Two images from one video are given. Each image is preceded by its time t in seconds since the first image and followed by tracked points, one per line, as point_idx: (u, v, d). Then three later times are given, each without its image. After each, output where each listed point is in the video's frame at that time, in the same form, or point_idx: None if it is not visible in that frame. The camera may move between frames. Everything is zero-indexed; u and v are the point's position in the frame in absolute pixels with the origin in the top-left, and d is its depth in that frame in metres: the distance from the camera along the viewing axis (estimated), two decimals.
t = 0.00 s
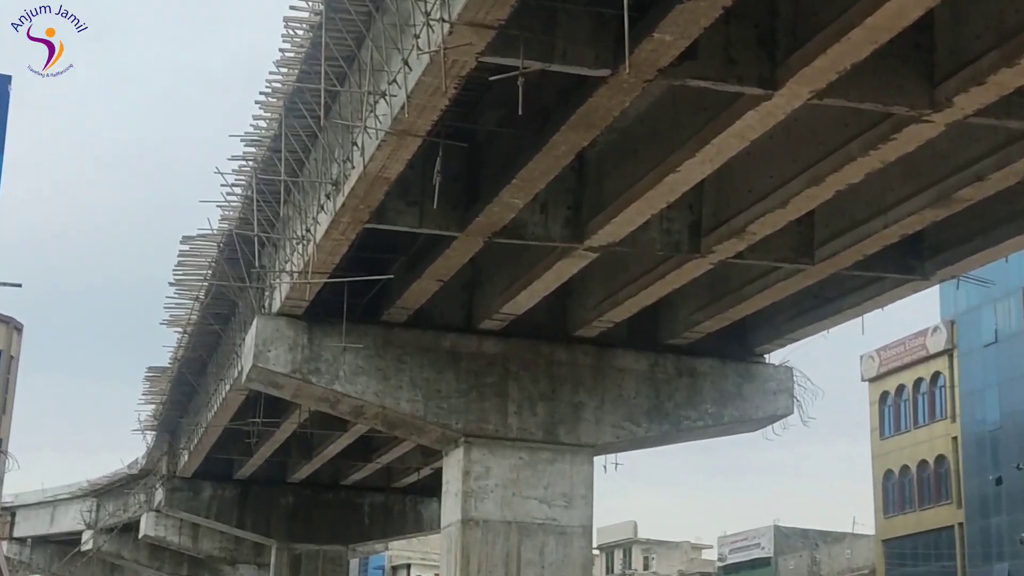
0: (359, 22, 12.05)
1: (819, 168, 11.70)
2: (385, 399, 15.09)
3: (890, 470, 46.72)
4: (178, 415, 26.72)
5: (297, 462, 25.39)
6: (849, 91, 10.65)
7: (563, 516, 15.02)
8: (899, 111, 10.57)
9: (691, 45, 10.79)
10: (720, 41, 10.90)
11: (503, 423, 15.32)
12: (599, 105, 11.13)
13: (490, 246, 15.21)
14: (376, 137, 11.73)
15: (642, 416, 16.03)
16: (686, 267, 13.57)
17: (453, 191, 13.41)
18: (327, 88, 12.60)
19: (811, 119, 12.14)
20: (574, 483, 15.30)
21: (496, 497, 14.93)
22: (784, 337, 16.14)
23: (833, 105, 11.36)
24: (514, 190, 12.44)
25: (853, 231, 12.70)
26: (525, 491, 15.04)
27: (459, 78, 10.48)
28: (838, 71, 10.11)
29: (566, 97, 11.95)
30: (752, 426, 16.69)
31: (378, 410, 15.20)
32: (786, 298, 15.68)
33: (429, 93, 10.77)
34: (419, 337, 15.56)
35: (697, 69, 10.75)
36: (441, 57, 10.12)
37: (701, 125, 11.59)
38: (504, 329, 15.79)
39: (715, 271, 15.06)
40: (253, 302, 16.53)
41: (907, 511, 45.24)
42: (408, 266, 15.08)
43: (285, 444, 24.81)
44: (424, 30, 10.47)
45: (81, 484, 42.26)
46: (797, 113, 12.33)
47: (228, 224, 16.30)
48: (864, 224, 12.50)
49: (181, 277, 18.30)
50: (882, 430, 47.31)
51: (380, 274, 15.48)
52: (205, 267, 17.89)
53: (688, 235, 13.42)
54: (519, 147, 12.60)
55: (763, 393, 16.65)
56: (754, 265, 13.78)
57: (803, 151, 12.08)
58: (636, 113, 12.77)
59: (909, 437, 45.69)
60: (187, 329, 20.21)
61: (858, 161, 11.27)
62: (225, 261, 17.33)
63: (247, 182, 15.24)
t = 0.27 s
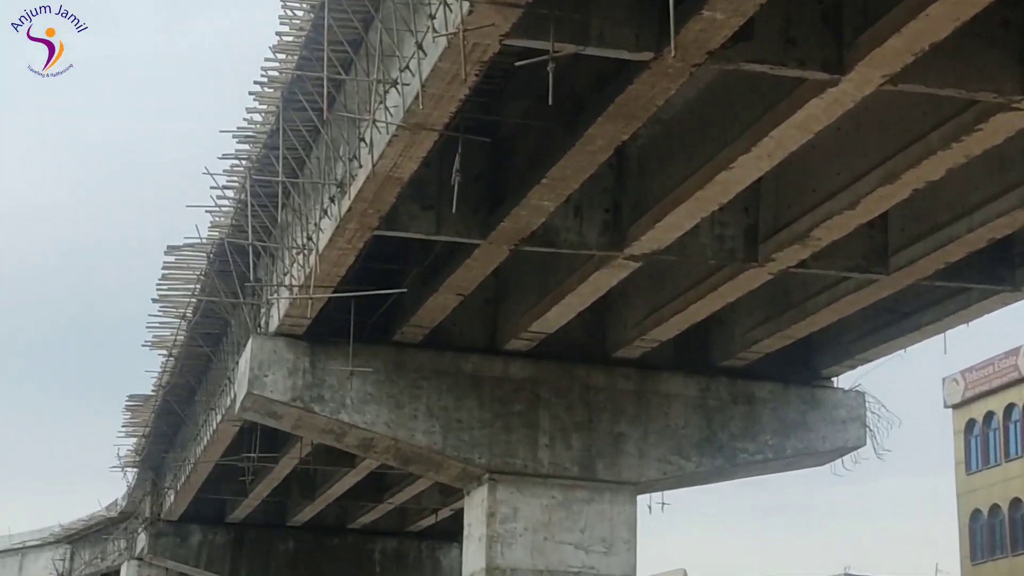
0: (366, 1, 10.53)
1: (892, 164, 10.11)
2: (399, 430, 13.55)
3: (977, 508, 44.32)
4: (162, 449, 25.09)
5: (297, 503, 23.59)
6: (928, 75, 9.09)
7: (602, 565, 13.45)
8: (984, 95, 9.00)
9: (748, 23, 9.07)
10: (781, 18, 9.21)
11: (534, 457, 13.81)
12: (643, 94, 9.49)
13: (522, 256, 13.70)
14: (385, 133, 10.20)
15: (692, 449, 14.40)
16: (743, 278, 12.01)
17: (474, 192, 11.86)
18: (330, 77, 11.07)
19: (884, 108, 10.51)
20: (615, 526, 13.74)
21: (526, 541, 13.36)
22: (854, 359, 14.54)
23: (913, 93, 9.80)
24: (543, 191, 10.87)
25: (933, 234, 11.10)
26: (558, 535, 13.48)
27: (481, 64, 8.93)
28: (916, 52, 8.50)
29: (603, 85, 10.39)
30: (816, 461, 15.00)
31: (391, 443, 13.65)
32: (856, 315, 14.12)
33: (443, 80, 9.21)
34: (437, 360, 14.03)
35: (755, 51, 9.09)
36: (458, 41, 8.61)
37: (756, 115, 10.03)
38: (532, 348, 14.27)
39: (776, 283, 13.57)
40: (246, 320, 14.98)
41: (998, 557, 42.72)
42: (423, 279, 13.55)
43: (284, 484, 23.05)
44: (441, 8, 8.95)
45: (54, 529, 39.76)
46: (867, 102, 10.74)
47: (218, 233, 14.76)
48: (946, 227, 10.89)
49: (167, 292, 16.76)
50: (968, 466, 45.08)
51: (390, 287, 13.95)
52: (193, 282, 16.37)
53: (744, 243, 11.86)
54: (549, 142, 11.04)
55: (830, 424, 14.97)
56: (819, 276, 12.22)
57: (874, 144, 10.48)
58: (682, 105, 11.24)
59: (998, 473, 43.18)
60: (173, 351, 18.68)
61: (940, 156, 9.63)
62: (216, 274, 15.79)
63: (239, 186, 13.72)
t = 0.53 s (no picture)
0: (385, 10, 10.55)
1: (913, 171, 10.07)
2: (420, 438, 13.57)
3: (1001, 514, 43.68)
4: (182, 458, 25.25)
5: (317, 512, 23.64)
6: (948, 82, 9.06)
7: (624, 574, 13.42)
8: (1004, 101, 8.97)
9: (767, 30, 9.04)
10: (801, 25, 9.18)
11: (554, 465, 13.83)
12: (663, 102, 9.47)
13: (541, 264, 13.77)
14: (405, 141, 10.20)
15: (713, 457, 14.40)
16: (764, 285, 12.00)
17: (494, 201, 11.87)
18: (350, 86, 11.08)
19: (905, 113, 10.47)
20: (636, 534, 13.72)
21: (548, 550, 13.38)
22: (876, 366, 14.50)
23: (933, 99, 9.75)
24: (562, 199, 10.86)
25: (954, 241, 11.07)
26: (579, 543, 13.47)
27: (500, 72, 8.93)
28: (935, 58, 8.47)
29: (622, 92, 10.37)
30: (838, 467, 14.95)
31: (412, 451, 13.67)
32: (877, 321, 14.10)
33: (462, 89, 9.20)
34: (457, 368, 14.05)
35: (774, 58, 9.01)
36: (477, 50, 8.60)
37: (775, 123, 10.02)
38: (552, 357, 14.29)
39: (796, 290, 13.57)
40: (267, 328, 15.02)
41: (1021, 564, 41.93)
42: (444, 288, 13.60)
43: (304, 494, 23.14)
44: (460, 17, 8.94)
45: (75, 540, 40.06)
46: (888, 108, 10.70)
47: (239, 242, 14.82)
48: (967, 233, 10.86)
49: (187, 302, 16.84)
50: (990, 472, 44.49)
51: (411, 295, 14.00)
52: (213, 291, 16.43)
53: (765, 250, 11.85)
54: (569, 150, 11.04)
55: (852, 431, 14.92)
56: (840, 282, 12.20)
57: (895, 151, 10.46)
58: (702, 112, 11.23)
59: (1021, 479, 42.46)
60: (194, 360, 18.78)
61: (960, 162, 9.57)
62: (236, 283, 15.85)
63: (259, 195, 13.77)
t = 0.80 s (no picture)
0: (395, 14, 10.55)
1: (924, 174, 10.05)
2: (431, 442, 13.58)
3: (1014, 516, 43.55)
4: (193, 462, 25.31)
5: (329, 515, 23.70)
6: (959, 84, 9.04)
7: None
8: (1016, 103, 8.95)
9: (778, 33, 9.01)
10: (812, 27, 9.14)
11: (565, 468, 13.83)
12: (673, 105, 9.45)
13: (551, 268, 13.77)
14: (415, 145, 10.20)
15: (725, 460, 14.39)
16: (775, 288, 12.00)
17: (505, 205, 11.88)
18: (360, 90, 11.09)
19: (916, 116, 10.45)
20: (647, 537, 13.73)
21: (559, 553, 13.39)
22: (887, 369, 14.49)
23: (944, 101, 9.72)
24: (573, 202, 10.85)
25: (965, 243, 11.05)
26: (590, 547, 13.49)
27: (511, 76, 8.90)
28: (946, 61, 8.45)
29: (632, 95, 10.35)
30: (850, 470, 14.94)
31: (424, 455, 13.68)
32: (888, 324, 14.09)
33: (472, 92, 9.19)
34: (467, 371, 14.05)
35: (784, 61, 8.97)
36: (487, 53, 8.59)
37: (785, 125, 10.00)
38: (563, 360, 14.29)
39: (806, 293, 13.56)
40: (278, 332, 15.05)
41: None
42: (456, 292, 13.60)
43: (315, 497, 23.17)
44: (470, 21, 8.93)
45: (87, 544, 40.25)
46: (898, 110, 10.69)
47: (250, 246, 14.85)
48: (979, 236, 10.83)
49: (198, 306, 16.89)
50: (1003, 475, 44.36)
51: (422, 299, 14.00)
52: (224, 295, 16.47)
53: (776, 254, 11.84)
54: (580, 154, 11.03)
55: (864, 433, 14.90)
56: (851, 285, 12.19)
57: (906, 154, 10.43)
58: (713, 116, 11.22)
59: None
60: (205, 364, 18.81)
61: (971, 163, 9.55)
62: (247, 287, 15.89)
63: (270, 199, 13.79)
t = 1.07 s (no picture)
0: (400, 16, 10.56)
1: (930, 174, 10.03)
2: (436, 443, 13.58)
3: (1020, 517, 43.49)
4: (199, 464, 25.33)
5: (334, 517, 23.72)
6: (965, 84, 9.03)
7: None
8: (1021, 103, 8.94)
9: (783, 34, 9.00)
10: (817, 28, 9.14)
11: (571, 470, 13.83)
12: (678, 106, 9.44)
13: (556, 268, 13.78)
14: (420, 147, 10.19)
15: (730, 461, 14.39)
16: (781, 288, 11.99)
17: (510, 206, 11.87)
18: (366, 91, 11.10)
19: (922, 117, 10.43)
20: (653, 539, 13.74)
21: (564, 554, 13.40)
22: (893, 369, 14.49)
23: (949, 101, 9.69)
24: (578, 203, 10.85)
25: (971, 244, 11.04)
26: (596, 548, 13.50)
27: (516, 77, 8.89)
28: (951, 61, 8.45)
29: (637, 96, 10.35)
30: (856, 471, 14.93)
31: (429, 456, 13.68)
32: (893, 325, 14.08)
33: (477, 93, 9.18)
34: (473, 372, 14.05)
35: (789, 61, 8.96)
36: (492, 54, 8.57)
37: (790, 126, 9.99)
38: (568, 361, 14.29)
39: (812, 294, 13.56)
40: (283, 333, 15.06)
41: None
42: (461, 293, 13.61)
43: (320, 499, 23.17)
44: (475, 22, 8.92)
45: (92, 545, 40.29)
46: (904, 110, 10.68)
47: (255, 248, 14.87)
48: (985, 236, 10.82)
49: (203, 307, 16.92)
50: (1009, 475, 44.31)
51: (427, 300, 14.01)
52: (229, 296, 16.50)
53: (782, 255, 11.83)
54: (585, 155, 11.03)
55: (869, 435, 14.89)
56: (857, 286, 12.17)
57: (912, 154, 10.42)
58: (718, 116, 11.22)
59: None
60: (211, 366, 18.83)
61: (976, 164, 9.54)
62: (253, 289, 15.90)
63: (275, 201, 13.81)
